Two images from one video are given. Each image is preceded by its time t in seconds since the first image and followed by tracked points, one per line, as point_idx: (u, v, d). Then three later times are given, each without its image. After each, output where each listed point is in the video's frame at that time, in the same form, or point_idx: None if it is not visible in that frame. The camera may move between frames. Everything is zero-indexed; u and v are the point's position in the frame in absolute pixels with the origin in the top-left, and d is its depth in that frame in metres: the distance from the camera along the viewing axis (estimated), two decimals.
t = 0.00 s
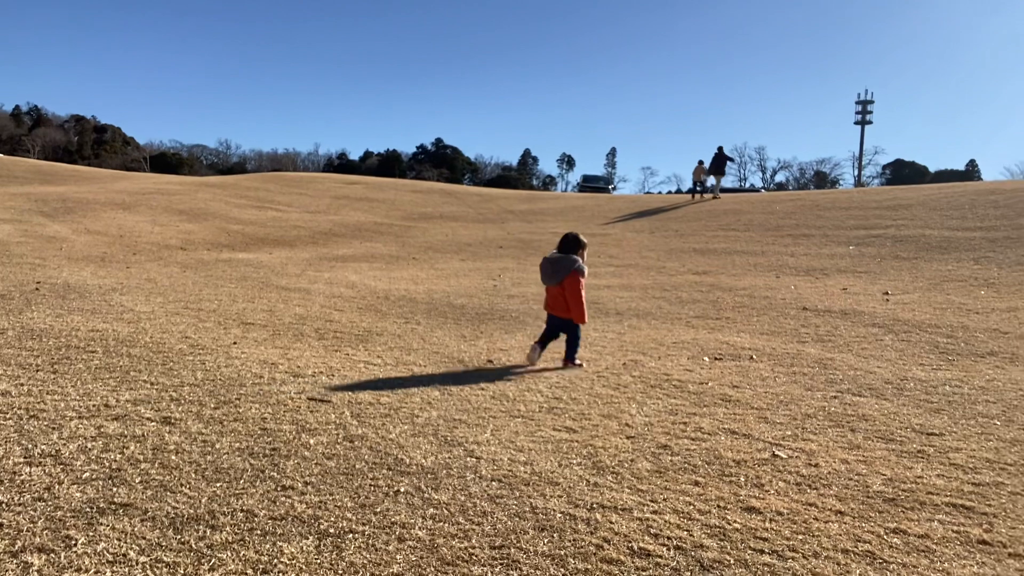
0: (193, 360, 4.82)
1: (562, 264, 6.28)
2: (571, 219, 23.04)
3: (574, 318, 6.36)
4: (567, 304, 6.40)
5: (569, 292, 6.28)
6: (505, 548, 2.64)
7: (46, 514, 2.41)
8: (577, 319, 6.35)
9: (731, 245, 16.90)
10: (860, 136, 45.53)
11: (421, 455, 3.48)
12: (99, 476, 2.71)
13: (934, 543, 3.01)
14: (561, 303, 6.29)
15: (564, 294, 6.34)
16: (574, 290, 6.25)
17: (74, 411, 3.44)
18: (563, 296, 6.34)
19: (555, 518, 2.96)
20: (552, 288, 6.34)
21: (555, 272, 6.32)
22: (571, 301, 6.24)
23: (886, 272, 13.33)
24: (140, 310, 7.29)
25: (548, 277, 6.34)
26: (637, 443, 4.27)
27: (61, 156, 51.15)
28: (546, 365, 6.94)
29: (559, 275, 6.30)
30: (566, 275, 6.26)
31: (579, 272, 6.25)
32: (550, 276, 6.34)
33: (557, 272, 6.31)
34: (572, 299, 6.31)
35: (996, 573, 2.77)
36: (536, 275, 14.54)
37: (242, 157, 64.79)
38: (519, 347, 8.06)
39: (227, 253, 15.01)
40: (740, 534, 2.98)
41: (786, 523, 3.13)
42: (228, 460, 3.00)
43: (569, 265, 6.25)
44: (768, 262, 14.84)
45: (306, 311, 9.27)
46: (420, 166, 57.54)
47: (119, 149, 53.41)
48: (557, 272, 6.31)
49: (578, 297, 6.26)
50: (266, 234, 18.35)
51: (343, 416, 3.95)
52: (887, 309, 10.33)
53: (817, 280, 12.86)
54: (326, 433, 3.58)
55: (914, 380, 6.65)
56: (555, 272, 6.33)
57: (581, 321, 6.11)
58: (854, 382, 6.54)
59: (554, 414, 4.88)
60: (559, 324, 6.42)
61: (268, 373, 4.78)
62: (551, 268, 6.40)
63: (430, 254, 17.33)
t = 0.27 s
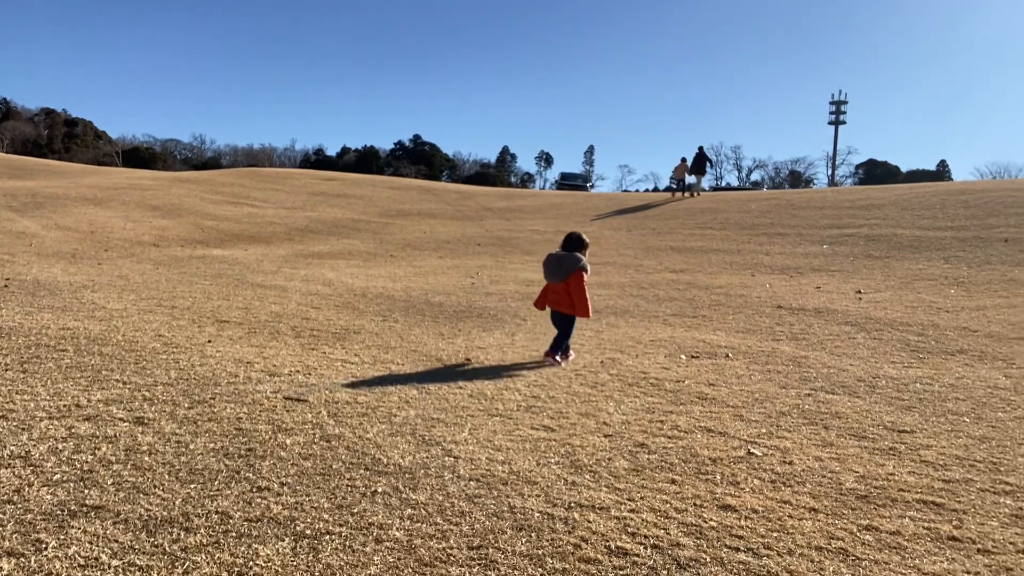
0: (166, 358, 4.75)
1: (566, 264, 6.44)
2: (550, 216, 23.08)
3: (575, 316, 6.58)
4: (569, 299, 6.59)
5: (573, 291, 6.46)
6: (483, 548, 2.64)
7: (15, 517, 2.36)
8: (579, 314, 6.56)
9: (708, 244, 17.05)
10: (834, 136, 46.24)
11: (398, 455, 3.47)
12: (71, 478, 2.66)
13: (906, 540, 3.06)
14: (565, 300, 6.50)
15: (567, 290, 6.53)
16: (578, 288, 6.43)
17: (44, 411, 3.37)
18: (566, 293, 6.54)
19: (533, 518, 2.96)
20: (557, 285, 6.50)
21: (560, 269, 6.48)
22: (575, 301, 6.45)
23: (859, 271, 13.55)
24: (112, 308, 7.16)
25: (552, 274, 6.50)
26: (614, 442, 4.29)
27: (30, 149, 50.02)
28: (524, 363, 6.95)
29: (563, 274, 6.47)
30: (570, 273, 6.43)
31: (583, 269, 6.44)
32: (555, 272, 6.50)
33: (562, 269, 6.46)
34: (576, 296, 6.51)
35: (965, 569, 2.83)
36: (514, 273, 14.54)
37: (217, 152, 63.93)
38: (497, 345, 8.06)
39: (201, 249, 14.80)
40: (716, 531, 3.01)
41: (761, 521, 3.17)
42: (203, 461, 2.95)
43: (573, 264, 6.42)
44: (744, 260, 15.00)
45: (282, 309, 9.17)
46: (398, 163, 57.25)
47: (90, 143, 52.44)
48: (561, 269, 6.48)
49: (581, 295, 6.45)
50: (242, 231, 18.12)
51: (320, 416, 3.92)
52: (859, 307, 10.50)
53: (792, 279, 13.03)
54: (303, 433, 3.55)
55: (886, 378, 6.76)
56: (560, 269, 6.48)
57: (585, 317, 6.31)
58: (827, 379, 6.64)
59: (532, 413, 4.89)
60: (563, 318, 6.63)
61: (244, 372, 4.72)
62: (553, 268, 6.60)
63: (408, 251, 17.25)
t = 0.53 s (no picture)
0: (140, 357, 4.70)
1: (565, 258, 6.71)
2: (527, 214, 23.13)
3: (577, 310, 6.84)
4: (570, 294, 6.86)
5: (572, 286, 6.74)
6: (462, 546, 2.67)
7: None
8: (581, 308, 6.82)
9: (683, 243, 17.23)
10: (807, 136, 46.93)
11: (377, 453, 3.48)
12: (45, 479, 2.63)
13: (874, 534, 3.14)
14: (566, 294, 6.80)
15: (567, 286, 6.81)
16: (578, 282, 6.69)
17: (16, 411, 3.32)
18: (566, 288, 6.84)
19: (512, 515, 2.99)
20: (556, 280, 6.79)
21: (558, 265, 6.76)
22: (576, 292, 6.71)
23: (831, 269, 13.80)
24: (83, 306, 7.04)
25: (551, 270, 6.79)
26: (591, 439, 4.34)
27: None
28: (501, 361, 6.98)
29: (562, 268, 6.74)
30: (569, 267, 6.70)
31: (585, 267, 6.71)
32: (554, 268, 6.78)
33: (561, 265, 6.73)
34: (576, 293, 6.80)
35: (930, 562, 2.92)
36: (491, 271, 14.56)
37: (190, 147, 62.97)
38: (475, 343, 8.07)
39: (174, 246, 14.58)
40: (691, 527, 3.07)
41: (734, 516, 3.24)
42: (179, 461, 2.94)
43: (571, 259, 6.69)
44: (718, 259, 15.18)
45: (258, 307, 9.09)
46: (374, 159, 56.90)
47: (59, 137, 51.36)
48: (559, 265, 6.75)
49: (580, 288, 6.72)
50: (216, 227, 17.88)
51: (297, 415, 3.91)
52: (830, 306, 10.70)
53: (765, 277, 13.22)
54: (281, 432, 3.54)
55: (856, 375, 6.91)
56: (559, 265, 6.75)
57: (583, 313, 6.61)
58: (799, 377, 6.77)
59: (509, 411, 4.92)
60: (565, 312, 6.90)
61: (220, 370, 4.68)
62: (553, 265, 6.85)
63: (384, 249, 17.18)
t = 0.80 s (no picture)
0: (113, 354, 4.64)
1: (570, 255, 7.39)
2: (503, 211, 23.16)
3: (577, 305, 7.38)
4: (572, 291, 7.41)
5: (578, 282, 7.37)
6: (441, 540, 2.69)
7: None
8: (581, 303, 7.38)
9: (659, 240, 17.38)
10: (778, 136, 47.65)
11: (355, 450, 3.49)
12: (20, 477, 2.61)
13: (842, 525, 3.23)
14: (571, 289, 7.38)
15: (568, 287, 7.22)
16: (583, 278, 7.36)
17: None
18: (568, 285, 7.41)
19: (490, 509, 3.02)
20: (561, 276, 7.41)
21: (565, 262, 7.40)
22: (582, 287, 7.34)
23: (802, 267, 14.03)
24: (53, 303, 6.91)
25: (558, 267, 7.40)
26: (568, 435, 4.38)
27: None
28: (478, 358, 7.01)
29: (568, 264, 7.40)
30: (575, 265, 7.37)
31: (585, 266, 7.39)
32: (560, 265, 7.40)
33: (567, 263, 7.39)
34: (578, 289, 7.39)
35: (896, 552, 3.00)
36: (468, 268, 14.57)
37: (160, 142, 61.91)
38: (452, 340, 8.09)
39: (145, 242, 14.35)
40: (665, 520, 3.12)
41: (707, 509, 3.30)
42: (155, 458, 2.92)
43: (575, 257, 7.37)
44: (693, 257, 15.36)
45: (232, 304, 9.00)
46: (349, 155, 56.47)
47: (25, 130, 50.17)
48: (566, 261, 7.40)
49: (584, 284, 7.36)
50: (188, 223, 17.62)
51: (274, 412, 3.90)
52: (802, 303, 10.89)
53: (739, 275, 13.41)
54: (257, 429, 3.53)
55: (826, 371, 7.05)
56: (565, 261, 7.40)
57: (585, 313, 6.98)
58: (771, 373, 6.90)
59: (487, 407, 4.96)
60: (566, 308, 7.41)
61: (195, 368, 4.64)
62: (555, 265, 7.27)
63: (360, 246, 17.08)
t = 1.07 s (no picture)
0: (86, 351, 4.59)
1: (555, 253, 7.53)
2: (480, 208, 23.17)
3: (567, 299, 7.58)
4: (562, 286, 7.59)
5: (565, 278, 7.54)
6: (419, 533, 2.72)
7: None
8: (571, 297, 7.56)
9: (634, 238, 17.52)
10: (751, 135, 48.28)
11: (333, 445, 3.51)
12: None
13: (811, 515, 3.31)
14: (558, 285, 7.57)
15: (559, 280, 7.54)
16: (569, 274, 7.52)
17: None
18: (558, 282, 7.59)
19: (467, 502, 3.06)
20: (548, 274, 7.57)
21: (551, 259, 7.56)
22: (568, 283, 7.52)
23: (774, 265, 14.27)
24: (21, 299, 6.79)
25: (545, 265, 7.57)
26: (545, 430, 4.43)
27: None
28: (456, 354, 7.05)
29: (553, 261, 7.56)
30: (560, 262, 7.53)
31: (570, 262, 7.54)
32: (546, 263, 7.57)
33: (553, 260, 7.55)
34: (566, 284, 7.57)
35: (862, 539, 3.07)
36: (443, 265, 14.56)
37: (130, 136, 60.77)
38: (429, 337, 8.10)
39: (115, 238, 14.11)
40: (639, 511, 3.18)
41: (680, 501, 3.37)
42: (131, 454, 2.93)
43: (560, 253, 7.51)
44: (667, 254, 15.52)
45: (206, 301, 8.91)
46: (324, 151, 55.97)
47: None
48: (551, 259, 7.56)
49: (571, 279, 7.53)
50: (159, 219, 17.36)
51: (250, 409, 3.90)
52: (773, 300, 11.09)
53: (712, 272, 13.59)
54: (234, 426, 3.53)
55: (796, 366, 7.20)
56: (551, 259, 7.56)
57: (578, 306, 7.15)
58: (743, 368, 7.03)
59: (464, 403, 4.99)
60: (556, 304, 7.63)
61: (169, 365, 4.61)
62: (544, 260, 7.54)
63: (335, 243, 16.96)
